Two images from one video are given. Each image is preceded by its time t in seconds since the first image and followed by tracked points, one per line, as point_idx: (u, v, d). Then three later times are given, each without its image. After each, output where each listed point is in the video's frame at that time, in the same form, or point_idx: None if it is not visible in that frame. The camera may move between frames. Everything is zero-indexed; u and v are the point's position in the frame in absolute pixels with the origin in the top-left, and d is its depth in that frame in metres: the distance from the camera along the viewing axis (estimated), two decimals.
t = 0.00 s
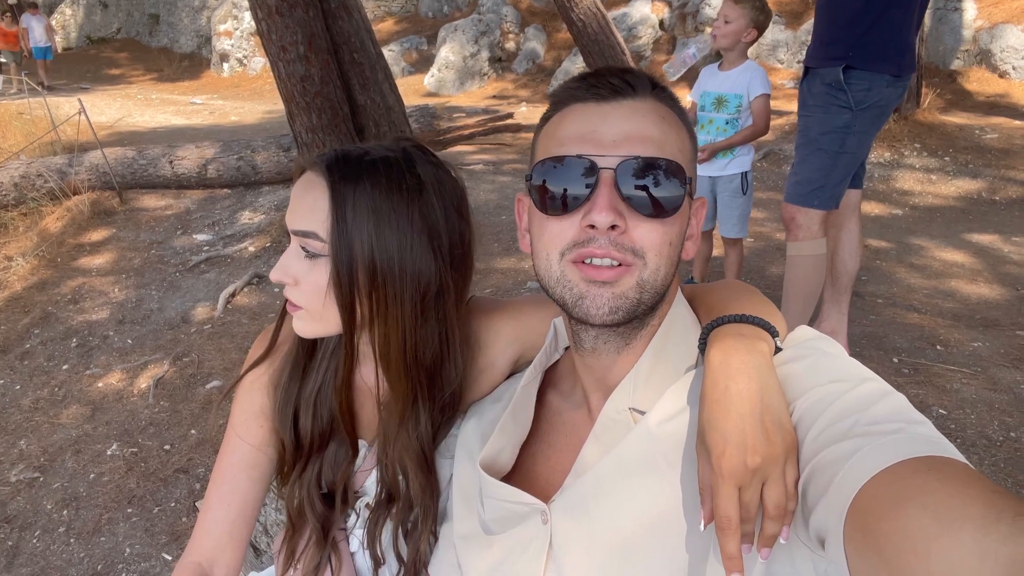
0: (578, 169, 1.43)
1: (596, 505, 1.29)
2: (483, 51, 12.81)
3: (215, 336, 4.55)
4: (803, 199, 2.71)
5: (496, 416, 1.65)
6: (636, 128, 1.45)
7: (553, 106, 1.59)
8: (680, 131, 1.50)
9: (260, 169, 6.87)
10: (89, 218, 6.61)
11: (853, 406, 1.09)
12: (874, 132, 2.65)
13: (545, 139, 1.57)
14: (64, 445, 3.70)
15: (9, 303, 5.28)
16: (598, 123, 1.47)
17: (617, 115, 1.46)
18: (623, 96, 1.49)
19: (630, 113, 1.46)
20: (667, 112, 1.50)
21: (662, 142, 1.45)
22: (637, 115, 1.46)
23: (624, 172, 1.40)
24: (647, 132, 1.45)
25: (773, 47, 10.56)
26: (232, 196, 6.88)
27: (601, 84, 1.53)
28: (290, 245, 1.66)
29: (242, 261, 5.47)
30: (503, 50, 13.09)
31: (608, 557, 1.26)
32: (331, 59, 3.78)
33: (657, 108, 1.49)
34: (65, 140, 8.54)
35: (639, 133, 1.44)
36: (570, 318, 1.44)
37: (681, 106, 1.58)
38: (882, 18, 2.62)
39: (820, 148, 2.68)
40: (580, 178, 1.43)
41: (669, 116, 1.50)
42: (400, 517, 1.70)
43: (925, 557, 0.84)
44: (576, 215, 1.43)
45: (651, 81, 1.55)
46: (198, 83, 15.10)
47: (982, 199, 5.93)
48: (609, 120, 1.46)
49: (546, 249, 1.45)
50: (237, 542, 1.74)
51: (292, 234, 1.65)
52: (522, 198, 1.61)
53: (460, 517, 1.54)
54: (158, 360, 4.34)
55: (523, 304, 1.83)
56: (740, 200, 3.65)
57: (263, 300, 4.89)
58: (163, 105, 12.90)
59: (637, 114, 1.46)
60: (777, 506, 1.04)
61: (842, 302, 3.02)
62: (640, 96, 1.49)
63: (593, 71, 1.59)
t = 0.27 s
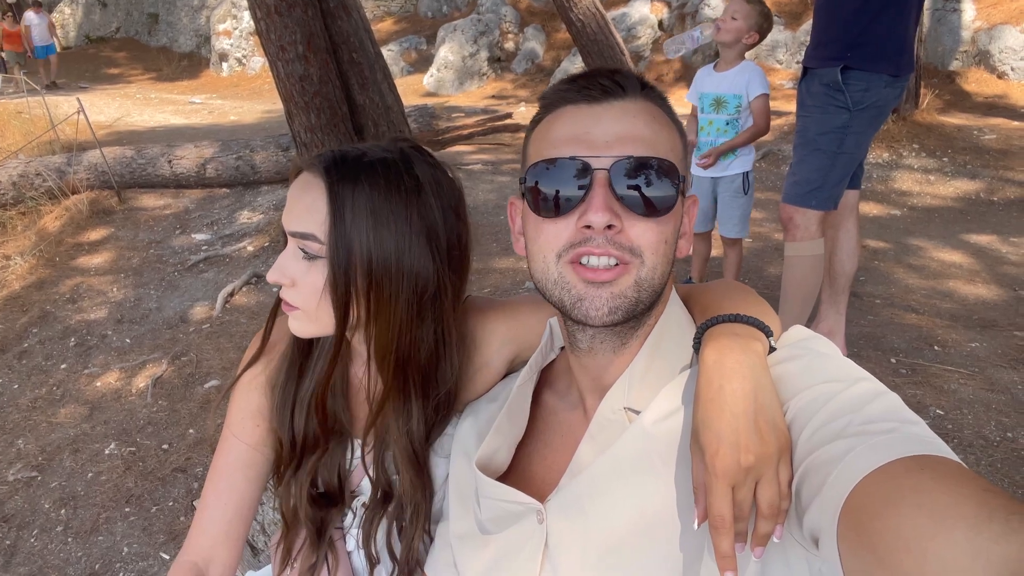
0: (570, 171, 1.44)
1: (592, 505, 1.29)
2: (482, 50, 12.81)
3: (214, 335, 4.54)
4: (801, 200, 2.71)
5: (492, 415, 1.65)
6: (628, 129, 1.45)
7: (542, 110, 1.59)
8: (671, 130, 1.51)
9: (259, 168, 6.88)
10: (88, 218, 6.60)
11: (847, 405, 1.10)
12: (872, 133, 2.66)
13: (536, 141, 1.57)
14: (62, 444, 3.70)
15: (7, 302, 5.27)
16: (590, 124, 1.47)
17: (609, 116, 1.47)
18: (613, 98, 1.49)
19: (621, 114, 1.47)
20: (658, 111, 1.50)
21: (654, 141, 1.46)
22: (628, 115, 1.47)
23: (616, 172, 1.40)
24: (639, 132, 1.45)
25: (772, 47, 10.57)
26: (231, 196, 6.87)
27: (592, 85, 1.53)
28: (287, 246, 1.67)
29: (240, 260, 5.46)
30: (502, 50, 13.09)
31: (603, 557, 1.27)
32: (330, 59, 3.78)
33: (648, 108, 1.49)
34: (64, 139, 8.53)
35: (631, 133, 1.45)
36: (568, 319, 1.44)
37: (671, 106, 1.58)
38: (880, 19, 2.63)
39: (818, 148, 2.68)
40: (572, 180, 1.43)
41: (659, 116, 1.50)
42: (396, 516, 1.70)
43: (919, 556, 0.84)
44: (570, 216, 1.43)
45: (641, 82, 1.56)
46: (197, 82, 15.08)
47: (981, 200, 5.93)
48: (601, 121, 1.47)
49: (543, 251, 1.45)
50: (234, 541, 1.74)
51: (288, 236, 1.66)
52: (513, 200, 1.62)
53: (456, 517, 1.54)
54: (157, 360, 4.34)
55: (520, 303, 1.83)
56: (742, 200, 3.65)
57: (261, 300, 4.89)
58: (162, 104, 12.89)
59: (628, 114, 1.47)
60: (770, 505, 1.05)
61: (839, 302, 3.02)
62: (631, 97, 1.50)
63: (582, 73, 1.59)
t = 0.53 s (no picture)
0: (566, 173, 1.43)
1: (592, 507, 1.29)
2: (482, 51, 12.81)
3: (213, 336, 4.54)
4: (802, 201, 2.70)
5: (491, 417, 1.65)
6: (624, 129, 1.45)
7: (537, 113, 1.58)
8: (665, 130, 1.51)
9: (259, 169, 6.87)
10: (88, 218, 6.59)
11: (846, 407, 1.09)
12: (873, 134, 2.65)
13: (532, 144, 1.57)
14: (61, 445, 3.69)
15: (6, 302, 5.26)
16: (587, 125, 1.47)
17: (604, 117, 1.47)
18: (609, 98, 1.49)
19: (615, 114, 1.47)
20: (652, 111, 1.51)
21: (650, 141, 1.46)
22: (623, 115, 1.47)
23: (613, 173, 1.40)
24: (634, 132, 1.45)
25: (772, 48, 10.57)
26: (231, 196, 6.87)
27: (587, 86, 1.53)
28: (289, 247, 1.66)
29: (240, 261, 5.46)
30: (502, 50, 13.09)
31: (603, 559, 1.26)
32: (330, 59, 3.78)
33: (642, 108, 1.49)
34: (63, 139, 8.52)
35: (627, 133, 1.45)
36: (568, 320, 1.43)
37: (664, 106, 1.59)
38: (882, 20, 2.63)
39: (819, 150, 2.68)
40: (569, 182, 1.43)
41: (653, 116, 1.50)
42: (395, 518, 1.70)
43: (918, 557, 0.84)
44: (569, 218, 1.42)
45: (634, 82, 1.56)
46: (197, 82, 15.07)
47: (980, 202, 5.93)
48: (597, 122, 1.46)
49: (543, 254, 1.45)
50: (232, 543, 1.73)
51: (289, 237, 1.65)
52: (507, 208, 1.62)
53: (455, 519, 1.54)
54: (156, 360, 4.33)
55: (519, 304, 1.83)
56: (744, 201, 3.65)
57: (261, 300, 4.88)
58: (161, 104, 12.88)
59: (623, 115, 1.47)
60: (770, 506, 1.04)
61: (840, 304, 3.02)
62: (625, 97, 1.50)
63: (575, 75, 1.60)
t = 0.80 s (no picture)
0: (567, 174, 1.43)
1: (595, 509, 1.29)
2: (483, 53, 12.83)
3: (213, 336, 4.54)
4: (804, 204, 2.70)
5: (493, 419, 1.65)
6: (625, 130, 1.45)
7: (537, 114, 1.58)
8: (666, 131, 1.51)
9: (259, 170, 6.87)
10: (88, 218, 6.59)
11: (849, 409, 1.09)
12: (875, 137, 2.65)
13: (532, 146, 1.57)
14: (61, 445, 3.69)
15: (7, 303, 5.26)
16: (588, 126, 1.47)
17: (605, 118, 1.47)
18: (609, 100, 1.49)
19: (616, 115, 1.47)
20: (653, 112, 1.51)
21: (651, 142, 1.46)
22: (624, 117, 1.47)
23: (614, 175, 1.40)
24: (635, 133, 1.45)
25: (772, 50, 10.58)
26: (231, 197, 6.87)
27: (588, 88, 1.53)
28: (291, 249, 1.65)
29: (240, 262, 5.46)
30: (502, 52, 13.10)
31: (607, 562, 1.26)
32: (331, 60, 3.78)
33: (643, 109, 1.49)
34: (64, 140, 8.52)
35: (628, 135, 1.44)
36: (571, 324, 1.43)
37: (665, 107, 1.59)
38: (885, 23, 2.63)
39: (821, 152, 2.67)
40: (570, 184, 1.43)
41: (655, 116, 1.50)
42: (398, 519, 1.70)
43: (922, 560, 0.84)
44: (571, 221, 1.42)
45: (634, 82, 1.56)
46: (197, 83, 15.08)
47: (981, 204, 5.93)
48: (598, 123, 1.46)
49: (546, 256, 1.44)
50: (234, 544, 1.73)
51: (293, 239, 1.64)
52: (508, 209, 1.62)
53: (458, 521, 1.54)
54: (156, 361, 4.33)
55: (521, 306, 1.82)
56: (746, 203, 3.66)
57: (261, 301, 4.88)
58: (162, 105, 12.89)
59: (624, 116, 1.47)
60: (773, 509, 1.04)
61: (841, 306, 3.02)
62: (626, 98, 1.50)
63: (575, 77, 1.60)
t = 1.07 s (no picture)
0: (570, 173, 1.43)
1: (593, 507, 1.29)
2: (482, 55, 12.84)
3: (213, 338, 4.54)
4: (804, 204, 2.71)
5: (492, 418, 1.65)
6: (630, 133, 1.45)
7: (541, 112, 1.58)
8: (671, 132, 1.51)
9: (259, 172, 6.88)
10: (88, 220, 6.60)
11: (848, 407, 1.09)
12: (875, 138, 2.66)
13: (536, 144, 1.57)
14: (61, 446, 3.69)
15: (7, 304, 5.27)
16: (593, 127, 1.47)
17: (611, 119, 1.47)
18: (615, 99, 1.49)
19: (622, 116, 1.47)
20: (659, 113, 1.51)
21: (655, 145, 1.46)
22: (630, 118, 1.47)
23: (617, 178, 1.41)
24: (640, 136, 1.45)
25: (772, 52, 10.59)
26: (231, 199, 6.88)
27: (594, 87, 1.53)
28: (305, 250, 1.61)
29: (240, 263, 5.46)
30: (502, 54, 13.12)
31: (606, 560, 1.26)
32: (331, 62, 3.79)
33: (650, 110, 1.49)
34: (64, 142, 8.53)
35: (633, 137, 1.45)
36: (570, 325, 1.44)
37: (671, 108, 1.59)
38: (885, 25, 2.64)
39: (821, 153, 2.68)
40: (573, 183, 1.43)
41: (661, 118, 1.50)
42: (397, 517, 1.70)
43: (920, 558, 0.84)
44: (573, 222, 1.43)
45: (641, 82, 1.56)
46: (197, 86, 15.09)
47: (981, 206, 5.94)
48: (603, 124, 1.46)
49: (546, 257, 1.45)
50: (233, 543, 1.73)
51: (308, 238, 1.62)
52: (508, 204, 1.62)
53: (457, 520, 1.55)
54: (156, 362, 4.33)
55: (519, 305, 1.83)
56: (745, 204, 3.66)
57: (261, 302, 4.89)
58: (163, 108, 12.91)
59: (630, 116, 1.47)
60: (772, 507, 1.05)
61: (840, 306, 3.02)
62: (633, 98, 1.49)
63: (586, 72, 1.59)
